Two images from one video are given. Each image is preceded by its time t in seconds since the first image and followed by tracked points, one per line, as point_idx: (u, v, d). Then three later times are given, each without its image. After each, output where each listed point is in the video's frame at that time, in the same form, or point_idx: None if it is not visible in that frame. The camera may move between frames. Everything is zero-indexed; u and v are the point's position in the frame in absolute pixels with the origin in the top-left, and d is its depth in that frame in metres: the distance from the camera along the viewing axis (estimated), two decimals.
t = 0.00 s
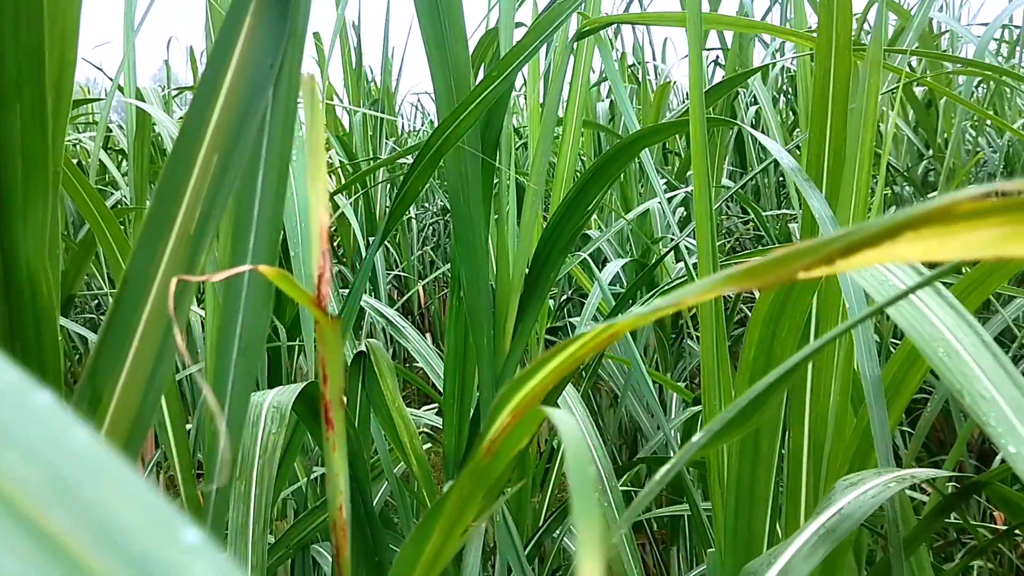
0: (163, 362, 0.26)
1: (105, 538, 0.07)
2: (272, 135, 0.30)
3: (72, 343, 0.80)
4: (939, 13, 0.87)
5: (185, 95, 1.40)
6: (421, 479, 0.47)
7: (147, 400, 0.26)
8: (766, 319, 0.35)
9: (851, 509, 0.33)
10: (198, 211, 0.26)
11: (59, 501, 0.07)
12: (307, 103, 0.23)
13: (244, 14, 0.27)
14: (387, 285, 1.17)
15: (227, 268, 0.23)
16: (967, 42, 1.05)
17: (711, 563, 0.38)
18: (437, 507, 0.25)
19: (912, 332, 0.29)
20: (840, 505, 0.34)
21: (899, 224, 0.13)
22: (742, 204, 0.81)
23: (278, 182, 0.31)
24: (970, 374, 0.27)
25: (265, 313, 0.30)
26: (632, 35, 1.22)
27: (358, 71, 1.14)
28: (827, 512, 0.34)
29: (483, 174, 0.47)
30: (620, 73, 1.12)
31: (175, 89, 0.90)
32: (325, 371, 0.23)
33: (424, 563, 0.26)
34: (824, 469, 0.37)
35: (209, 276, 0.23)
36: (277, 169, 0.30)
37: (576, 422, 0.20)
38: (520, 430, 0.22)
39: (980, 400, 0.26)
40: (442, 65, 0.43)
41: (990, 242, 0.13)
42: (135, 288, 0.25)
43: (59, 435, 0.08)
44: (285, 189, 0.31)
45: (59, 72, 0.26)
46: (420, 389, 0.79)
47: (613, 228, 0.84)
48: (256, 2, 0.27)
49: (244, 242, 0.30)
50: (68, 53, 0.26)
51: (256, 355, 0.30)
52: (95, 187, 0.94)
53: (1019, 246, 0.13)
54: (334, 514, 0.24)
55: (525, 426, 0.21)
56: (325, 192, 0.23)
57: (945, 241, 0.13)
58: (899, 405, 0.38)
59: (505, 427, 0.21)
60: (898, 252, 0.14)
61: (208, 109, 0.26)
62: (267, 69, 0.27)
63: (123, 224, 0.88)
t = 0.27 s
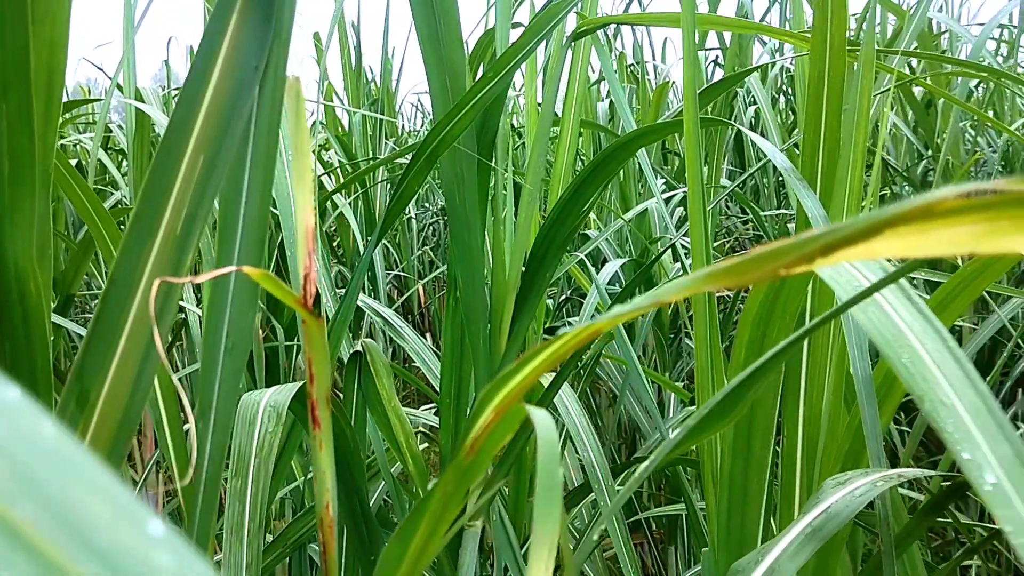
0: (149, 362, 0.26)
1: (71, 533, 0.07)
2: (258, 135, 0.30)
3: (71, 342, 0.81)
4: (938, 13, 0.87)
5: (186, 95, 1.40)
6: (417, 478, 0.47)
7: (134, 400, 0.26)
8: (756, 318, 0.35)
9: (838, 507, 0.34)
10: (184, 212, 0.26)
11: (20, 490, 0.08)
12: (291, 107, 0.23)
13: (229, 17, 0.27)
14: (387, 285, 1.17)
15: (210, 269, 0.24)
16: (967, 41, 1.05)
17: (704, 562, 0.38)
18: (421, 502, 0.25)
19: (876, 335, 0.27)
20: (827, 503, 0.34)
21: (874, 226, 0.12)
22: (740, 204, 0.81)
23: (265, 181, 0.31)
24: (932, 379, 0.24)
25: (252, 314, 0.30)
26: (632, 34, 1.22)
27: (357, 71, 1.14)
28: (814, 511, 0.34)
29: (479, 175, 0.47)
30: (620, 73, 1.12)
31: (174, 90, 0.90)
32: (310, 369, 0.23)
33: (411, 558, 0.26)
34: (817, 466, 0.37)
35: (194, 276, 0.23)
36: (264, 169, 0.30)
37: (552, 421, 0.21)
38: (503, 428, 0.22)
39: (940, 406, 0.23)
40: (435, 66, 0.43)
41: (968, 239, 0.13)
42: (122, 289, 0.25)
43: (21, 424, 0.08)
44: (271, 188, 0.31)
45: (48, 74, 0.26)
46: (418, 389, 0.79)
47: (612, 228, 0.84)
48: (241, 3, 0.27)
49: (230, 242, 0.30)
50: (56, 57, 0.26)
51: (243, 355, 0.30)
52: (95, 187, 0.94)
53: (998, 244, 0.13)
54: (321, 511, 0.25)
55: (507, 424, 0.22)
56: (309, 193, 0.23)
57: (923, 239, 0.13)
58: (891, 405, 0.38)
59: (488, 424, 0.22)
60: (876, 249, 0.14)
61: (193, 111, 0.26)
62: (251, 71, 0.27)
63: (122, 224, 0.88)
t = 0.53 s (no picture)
0: (147, 362, 0.26)
1: (77, 526, 0.08)
2: (258, 136, 0.30)
3: (69, 341, 0.81)
4: (936, 13, 0.87)
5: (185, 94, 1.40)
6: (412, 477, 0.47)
7: (132, 400, 0.26)
8: (745, 315, 0.35)
9: (832, 505, 0.34)
10: (183, 212, 0.26)
11: (31, 487, 0.08)
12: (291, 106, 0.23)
13: (227, 18, 0.27)
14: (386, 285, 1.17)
15: (208, 266, 0.24)
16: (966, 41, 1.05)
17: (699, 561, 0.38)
18: (416, 500, 0.25)
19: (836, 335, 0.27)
20: (821, 501, 0.34)
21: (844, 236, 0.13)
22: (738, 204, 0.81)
23: (263, 182, 0.31)
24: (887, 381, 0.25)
25: (250, 311, 0.30)
26: (631, 34, 1.22)
27: (356, 70, 1.14)
28: (809, 509, 0.34)
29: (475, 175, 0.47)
30: (619, 73, 1.12)
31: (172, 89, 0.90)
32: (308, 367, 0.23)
33: (405, 556, 0.26)
34: (811, 467, 0.37)
35: (193, 273, 0.23)
36: (263, 169, 0.30)
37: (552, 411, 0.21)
38: (496, 427, 0.22)
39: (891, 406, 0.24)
40: (431, 65, 0.43)
41: (940, 250, 0.13)
42: (120, 289, 0.25)
43: (30, 428, 0.09)
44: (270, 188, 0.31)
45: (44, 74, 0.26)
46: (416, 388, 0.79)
47: (610, 228, 0.84)
48: (241, 5, 0.27)
49: (229, 242, 0.30)
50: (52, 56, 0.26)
51: (239, 354, 0.30)
52: (93, 186, 0.94)
53: (972, 256, 0.13)
54: (318, 508, 0.24)
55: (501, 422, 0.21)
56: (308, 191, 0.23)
57: (898, 248, 0.13)
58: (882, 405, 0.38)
59: (482, 422, 0.22)
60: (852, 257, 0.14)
61: (192, 111, 0.26)
62: (251, 73, 0.27)
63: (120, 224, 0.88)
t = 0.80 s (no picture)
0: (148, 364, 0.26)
1: (84, 538, 0.08)
2: (257, 139, 0.30)
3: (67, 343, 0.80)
4: (933, 12, 0.87)
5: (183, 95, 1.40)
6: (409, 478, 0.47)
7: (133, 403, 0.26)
8: (737, 309, 0.35)
9: (828, 503, 0.34)
10: (184, 215, 0.26)
11: (34, 497, 0.08)
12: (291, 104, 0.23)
13: (228, 23, 0.27)
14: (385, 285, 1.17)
15: (209, 265, 0.24)
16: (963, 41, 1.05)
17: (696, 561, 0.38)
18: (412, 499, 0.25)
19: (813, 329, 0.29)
20: (818, 499, 0.34)
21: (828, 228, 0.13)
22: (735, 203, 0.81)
23: (262, 184, 0.31)
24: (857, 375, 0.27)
25: (248, 312, 0.30)
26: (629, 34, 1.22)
27: (354, 71, 1.14)
28: (804, 507, 0.34)
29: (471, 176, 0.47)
30: (616, 73, 1.12)
31: (171, 90, 0.90)
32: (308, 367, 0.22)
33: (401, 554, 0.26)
34: (805, 466, 0.37)
35: (194, 271, 0.23)
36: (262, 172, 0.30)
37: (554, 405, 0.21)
38: (492, 423, 0.22)
39: (859, 397, 0.26)
40: (428, 66, 0.43)
41: (920, 241, 0.13)
42: (121, 292, 0.25)
43: (38, 436, 0.08)
44: (267, 190, 0.31)
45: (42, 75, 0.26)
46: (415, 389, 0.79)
47: (608, 228, 0.84)
48: (241, 10, 0.27)
49: (228, 245, 0.30)
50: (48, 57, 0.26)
51: (237, 354, 0.30)
52: (92, 188, 0.94)
53: (951, 246, 0.13)
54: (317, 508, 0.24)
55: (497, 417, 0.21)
56: (310, 191, 0.22)
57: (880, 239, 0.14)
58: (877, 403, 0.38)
59: (479, 417, 0.21)
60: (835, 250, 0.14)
61: (193, 115, 0.26)
62: (252, 78, 0.27)
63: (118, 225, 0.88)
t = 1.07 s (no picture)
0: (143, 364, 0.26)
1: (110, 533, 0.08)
2: (252, 140, 0.30)
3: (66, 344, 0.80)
4: (930, 10, 0.86)
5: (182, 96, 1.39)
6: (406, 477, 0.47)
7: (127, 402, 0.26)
8: (730, 307, 0.36)
9: (822, 500, 0.34)
10: (179, 216, 0.26)
11: (69, 496, 0.08)
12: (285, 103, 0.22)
13: (222, 25, 0.27)
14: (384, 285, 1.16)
15: (203, 263, 0.24)
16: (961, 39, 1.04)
17: (693, 559, 0.38)
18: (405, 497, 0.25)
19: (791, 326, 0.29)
20: (811, 496, 0.34)
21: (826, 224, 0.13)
22: (733, 202, 0.81)
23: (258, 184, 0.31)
24: (830, 373, 0.27)
25: (243, 310, 0.31)
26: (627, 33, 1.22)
27: (352, 71, 1.13)
28: (799, 504, 0.34)
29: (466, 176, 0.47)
30: (614, 73, 1.12)
31: (169, 91, 0.90)
32: (303, 364, 0.22)
33: (394, 554, 0.26)
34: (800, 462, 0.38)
35: (188, 269, 0.23)
36: (258, 172, 0.30)
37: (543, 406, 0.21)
38: (485, 421, 0.22)
39: (831, 396, 0.26)
40: (425, 67, 0.43)
41: (922, 237, 0.13)
42: (115, 292, 0.26)
43: (60, 435, 0.08)
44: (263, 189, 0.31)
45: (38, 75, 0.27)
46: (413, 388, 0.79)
47: (607, 227, 0.84)
48: (236, 13, 0.27)
49: (223, 245, 0.30)
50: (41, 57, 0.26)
51: (232, 353, 0.30)
52: (91, 189, 0.94)
53: (954, 241, 0.13)
54: (312, 504, 0.24)
55: (491, 415, 0.22)
56: (304, 193, 0.22)
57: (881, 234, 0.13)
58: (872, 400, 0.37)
59: (474, 414, 0.22)
60: (837, 246, 0.14)
61: (188, 115, 0.26)
62: (246, 81, 0.27)
63: (117, 227, 0.87)
